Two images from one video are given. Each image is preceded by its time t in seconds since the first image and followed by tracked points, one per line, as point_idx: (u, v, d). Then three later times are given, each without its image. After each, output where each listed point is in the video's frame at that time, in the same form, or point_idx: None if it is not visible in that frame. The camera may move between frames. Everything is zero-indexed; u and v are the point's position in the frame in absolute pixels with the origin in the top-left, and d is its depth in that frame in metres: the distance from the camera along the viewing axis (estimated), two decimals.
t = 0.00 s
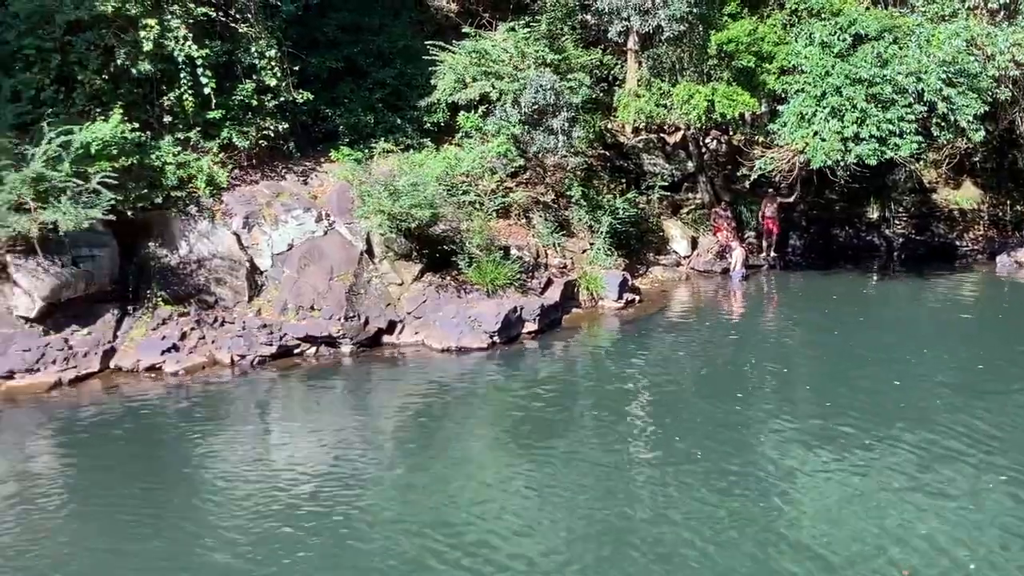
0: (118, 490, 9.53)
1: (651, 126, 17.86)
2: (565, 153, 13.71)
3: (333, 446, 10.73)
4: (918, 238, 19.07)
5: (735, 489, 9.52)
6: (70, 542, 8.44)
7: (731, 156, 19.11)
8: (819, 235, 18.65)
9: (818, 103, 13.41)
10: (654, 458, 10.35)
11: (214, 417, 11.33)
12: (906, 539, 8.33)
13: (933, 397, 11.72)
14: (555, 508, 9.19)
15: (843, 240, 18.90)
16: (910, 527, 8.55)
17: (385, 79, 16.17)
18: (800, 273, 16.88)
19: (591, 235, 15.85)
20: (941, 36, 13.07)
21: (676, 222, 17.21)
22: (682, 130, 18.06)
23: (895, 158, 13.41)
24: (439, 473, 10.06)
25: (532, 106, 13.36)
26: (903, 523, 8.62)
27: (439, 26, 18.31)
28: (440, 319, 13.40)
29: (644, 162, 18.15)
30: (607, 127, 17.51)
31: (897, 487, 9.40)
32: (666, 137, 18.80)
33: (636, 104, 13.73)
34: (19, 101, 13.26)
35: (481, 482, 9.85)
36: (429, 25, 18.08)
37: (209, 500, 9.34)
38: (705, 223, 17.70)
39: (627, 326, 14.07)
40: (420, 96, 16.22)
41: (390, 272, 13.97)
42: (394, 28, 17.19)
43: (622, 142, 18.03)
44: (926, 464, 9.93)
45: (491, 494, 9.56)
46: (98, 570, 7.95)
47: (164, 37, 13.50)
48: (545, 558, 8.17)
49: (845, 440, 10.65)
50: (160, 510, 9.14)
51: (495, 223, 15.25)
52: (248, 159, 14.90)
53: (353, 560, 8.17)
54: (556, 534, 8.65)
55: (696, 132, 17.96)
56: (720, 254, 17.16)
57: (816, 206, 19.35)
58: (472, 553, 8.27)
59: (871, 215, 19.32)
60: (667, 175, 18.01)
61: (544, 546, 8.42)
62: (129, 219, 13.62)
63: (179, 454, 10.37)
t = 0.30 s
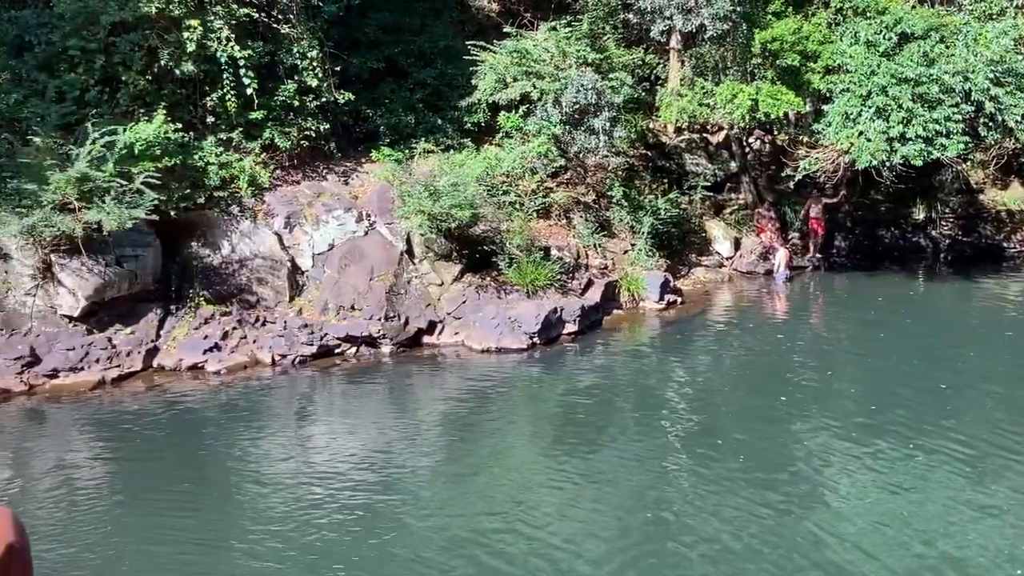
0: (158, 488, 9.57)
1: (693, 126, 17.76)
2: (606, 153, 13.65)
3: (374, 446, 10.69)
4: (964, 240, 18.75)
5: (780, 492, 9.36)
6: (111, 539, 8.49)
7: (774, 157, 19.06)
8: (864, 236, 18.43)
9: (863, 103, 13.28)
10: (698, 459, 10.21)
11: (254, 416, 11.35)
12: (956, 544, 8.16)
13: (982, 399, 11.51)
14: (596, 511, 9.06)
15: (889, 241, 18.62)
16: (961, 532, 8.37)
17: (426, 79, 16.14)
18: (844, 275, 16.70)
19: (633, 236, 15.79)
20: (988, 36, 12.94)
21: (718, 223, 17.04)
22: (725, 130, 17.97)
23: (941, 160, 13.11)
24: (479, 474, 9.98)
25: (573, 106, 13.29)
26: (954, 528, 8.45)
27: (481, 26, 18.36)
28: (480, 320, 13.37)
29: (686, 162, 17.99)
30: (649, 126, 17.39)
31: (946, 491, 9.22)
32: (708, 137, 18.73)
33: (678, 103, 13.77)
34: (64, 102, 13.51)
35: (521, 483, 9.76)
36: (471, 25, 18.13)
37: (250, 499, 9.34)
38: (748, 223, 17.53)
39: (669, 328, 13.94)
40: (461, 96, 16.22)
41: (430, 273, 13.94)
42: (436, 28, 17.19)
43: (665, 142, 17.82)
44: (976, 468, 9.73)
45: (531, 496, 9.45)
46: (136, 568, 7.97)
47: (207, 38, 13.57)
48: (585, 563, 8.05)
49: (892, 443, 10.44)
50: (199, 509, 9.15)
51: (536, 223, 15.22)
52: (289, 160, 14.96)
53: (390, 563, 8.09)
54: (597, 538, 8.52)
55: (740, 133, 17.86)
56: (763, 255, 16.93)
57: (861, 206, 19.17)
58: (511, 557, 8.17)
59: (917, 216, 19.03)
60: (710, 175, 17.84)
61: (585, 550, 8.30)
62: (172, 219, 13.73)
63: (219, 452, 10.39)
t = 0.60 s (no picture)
0: (200, 486, 9.61)
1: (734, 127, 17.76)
2: (646, 154, 13.67)
3: (417, 447, 10.68)
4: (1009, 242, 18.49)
5: (826, 493, 9.22)
6: (153, 535, 8.53)
7: (816, 158, 19.10)
8: (906, 238, 18.40)
9: (906, 103, 13.22)
10: (743, 460, 10.11)
11: (295, 416, 11.40)
12: (1005, 546, 8.02)
13: None
14: (638, 511, 8.95)
15: (931, 243, 18.47)
16: (1010, 534, 8.23)
17: (466, 81, 16.25)
18: (886, 276, 16.58)
19: (673, 238, 15.77)
20: None
21: (759, 224, 17.03)
22: (766, 131, 17.95)
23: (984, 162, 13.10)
24: (521, 475, 9.92)
25: (613, 107, 13.29)
26: (1001, 530, 8.31)
27: (521, 28, 18.31)
28: (520, 322, 13.37)
29: (726, 163, 17.97)
30: (690, 128, 17.47)
31: (994, 493, 9.07)
32: (749, 138, 18.71)
33: (719, 104, 13.82)
34: (110, 104, 13.69)
35: (563, 483, 9.70)
36: (511, 27, 18.07)
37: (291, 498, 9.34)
38: (790, 225, 17.46)
39: (710, 329, 13.88)
40: (501, 98, 16.28)
41: (469, 274, 13.97)
42: (476, 30, 17.22)
43: (706, 143, 17.98)
44: None
45: (572, 497, 9.36)
46: (177, 564, 7.98)
47: (250, 41, 13.69)
48: (625, 562, 7.95)
49: (939, 446, 10.26)
50: (239, 508, 9.16)
51: (576, 225, 15.24)
52: (331, 162, 15.12)
53: (429, 563, 8.02)
54: (638, 539, 8.41)
55: (781, 134, 17.82)
56: (805, 258, 16.80)
57: (903, 208, 19.17)
58: (551, 556, 8.07)
59: (960, 218, 18.85)
60: (751, 177, 17.79)
61: (627, 550, 8.18)
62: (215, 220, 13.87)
63: (259, 452, 10.42)
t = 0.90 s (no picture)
0: (239, 486, 9.65)
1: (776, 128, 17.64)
2: (686, 155, 13.63)
3: (458, 448, 10.68)
4: None
5: (870, 496, 9.12)
6: (195, 534, 8.59)
7: (858, 159, 18.89)
8: (949, 240, 18.19)
9: (949, 104, 13.11)
10: (788, 462, 10.02)
11: (336, 416, 11.44)
12: None
13: None
14: (680, 514, 8.89)
15: (974, 245, 18.24)
16: None
17: (505, 83, 16.22)
18: (928, 279, 16.43)
19: (713, 239, 15.66)
20: None
21: (800, 225, 16.96)
22: (808, 132, 17.78)
23: None
24: (563, 476, 9.89)
25: (653, 108, 13.30)
26: None
27: (560, 28, 18.17)
28: (558, 323, 13.34)
29: (767, 164, 17.92)
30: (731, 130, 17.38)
31: None
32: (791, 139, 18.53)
33: (760, 105, 13.84)
34: (153, 106, 13.84)
35: (605, 484, 9.67)
36: (550, 28, 17.96)
37: (333, 498, 9.37)
38: (830, 227, 17.36)
39: (751, 332, 13.80)
40: (540, 99, 16.22)
41: (508, 275, 14.00)
42: (515, 31, 17.23)
43: (746, 144, 17.92)
44: None
45: (614, 498, 9.32)
46: (218, 565, 8.02)
47: (291, 43, 13.78)
48: (669, 564, 7.92)
49: (985, 448, 10.12)
50: (280, 508, 9.20)
51: (615, 226, 15.23)
52: (370, 163, 15.20)
53: (472, 563, 8.03)
54: (680, 542, 8.35)
55: (822, 135, 17.70)
56: (845, 259, 16.68)
57: (946, 210, 18.96)
58: (593, 559, 8.03)
59: (1004, 220, 18.62)
60: (792, 178, 17.72)
61: (668, 553, 8.13)
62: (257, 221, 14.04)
63: (297, 453, 10.45)
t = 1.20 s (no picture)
0: (280, 484, 9.66)
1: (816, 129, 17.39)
2: (725, 155, 13.63)
3: (499, 448, 10.64)
4: None
5: (916, 495, 8.98)
6: (236, 532, 8.61)
7: (899, 160, 18.60)
8: (992, 241, 18.00)
9: (991, 104, 13.05)
10: (833, 461, 9.89)
11: (375, 417, 11.44)
12: None
13: None
14: (724, 512, 8.81)
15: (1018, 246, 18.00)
16: None
17: (543, 84, 16.22)
18: (970, 280, 16.27)
19: (752, 240, 15.62)
20: None
21: (839, 227, 16.89)
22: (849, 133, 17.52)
23: None
24: (605, 475, 9.82)
25: (691, 109, 13.33)
26: None
27: (598, 29, 18.21)
28: (596, 324, 13.29)
29: (807, 165, 17.81)
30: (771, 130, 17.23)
31: None
32: (831, 139, 18.16)
33: (800, 105, 13.94)
34: (193, 108, 13.94)
35: (646, 483, 9.59)
36: (588, 29, 18.03)
37: (374, 496, 9.37)
38: (871, 228, 17.26)
39: (791, 333, 13.71)
40: (578, 100, 16.18)
41: (545, 276, 13.97)
42: (553, 32, 17.32)
43: (786, 145, 17.72)
44: None
45: (657, 497, 9.24)
46: (259, 563, 8.01)
47: (330, 45, 13.85)
48: (712, 561, 7.85)
49: None
50: (319, 506, 9.19)
51: (654, 227, 15.23)
52: (409, 164, 15.30)
53: (513, 559, 8.01)
54: (723, 540, 8.25)
55: (863, 135, 17.55)
56: (885, 260, 16.66)
57: (990, 211, 18.65)
58: (636, 558, 7.94)
59: None
60: (831, 179, 17.66)
61: (712, 551, 8.03)
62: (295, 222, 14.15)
63: (335, 453, 10.45)
